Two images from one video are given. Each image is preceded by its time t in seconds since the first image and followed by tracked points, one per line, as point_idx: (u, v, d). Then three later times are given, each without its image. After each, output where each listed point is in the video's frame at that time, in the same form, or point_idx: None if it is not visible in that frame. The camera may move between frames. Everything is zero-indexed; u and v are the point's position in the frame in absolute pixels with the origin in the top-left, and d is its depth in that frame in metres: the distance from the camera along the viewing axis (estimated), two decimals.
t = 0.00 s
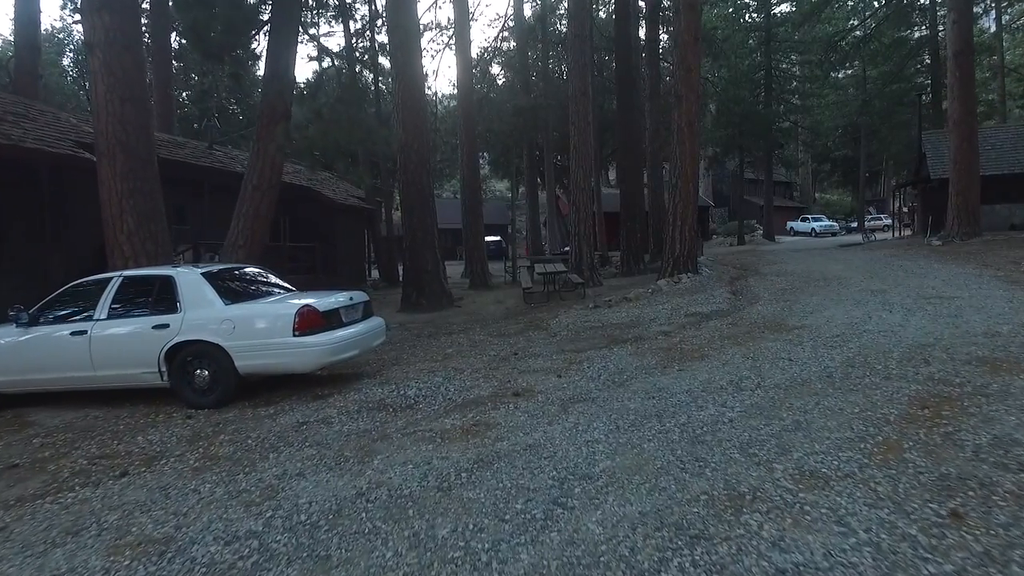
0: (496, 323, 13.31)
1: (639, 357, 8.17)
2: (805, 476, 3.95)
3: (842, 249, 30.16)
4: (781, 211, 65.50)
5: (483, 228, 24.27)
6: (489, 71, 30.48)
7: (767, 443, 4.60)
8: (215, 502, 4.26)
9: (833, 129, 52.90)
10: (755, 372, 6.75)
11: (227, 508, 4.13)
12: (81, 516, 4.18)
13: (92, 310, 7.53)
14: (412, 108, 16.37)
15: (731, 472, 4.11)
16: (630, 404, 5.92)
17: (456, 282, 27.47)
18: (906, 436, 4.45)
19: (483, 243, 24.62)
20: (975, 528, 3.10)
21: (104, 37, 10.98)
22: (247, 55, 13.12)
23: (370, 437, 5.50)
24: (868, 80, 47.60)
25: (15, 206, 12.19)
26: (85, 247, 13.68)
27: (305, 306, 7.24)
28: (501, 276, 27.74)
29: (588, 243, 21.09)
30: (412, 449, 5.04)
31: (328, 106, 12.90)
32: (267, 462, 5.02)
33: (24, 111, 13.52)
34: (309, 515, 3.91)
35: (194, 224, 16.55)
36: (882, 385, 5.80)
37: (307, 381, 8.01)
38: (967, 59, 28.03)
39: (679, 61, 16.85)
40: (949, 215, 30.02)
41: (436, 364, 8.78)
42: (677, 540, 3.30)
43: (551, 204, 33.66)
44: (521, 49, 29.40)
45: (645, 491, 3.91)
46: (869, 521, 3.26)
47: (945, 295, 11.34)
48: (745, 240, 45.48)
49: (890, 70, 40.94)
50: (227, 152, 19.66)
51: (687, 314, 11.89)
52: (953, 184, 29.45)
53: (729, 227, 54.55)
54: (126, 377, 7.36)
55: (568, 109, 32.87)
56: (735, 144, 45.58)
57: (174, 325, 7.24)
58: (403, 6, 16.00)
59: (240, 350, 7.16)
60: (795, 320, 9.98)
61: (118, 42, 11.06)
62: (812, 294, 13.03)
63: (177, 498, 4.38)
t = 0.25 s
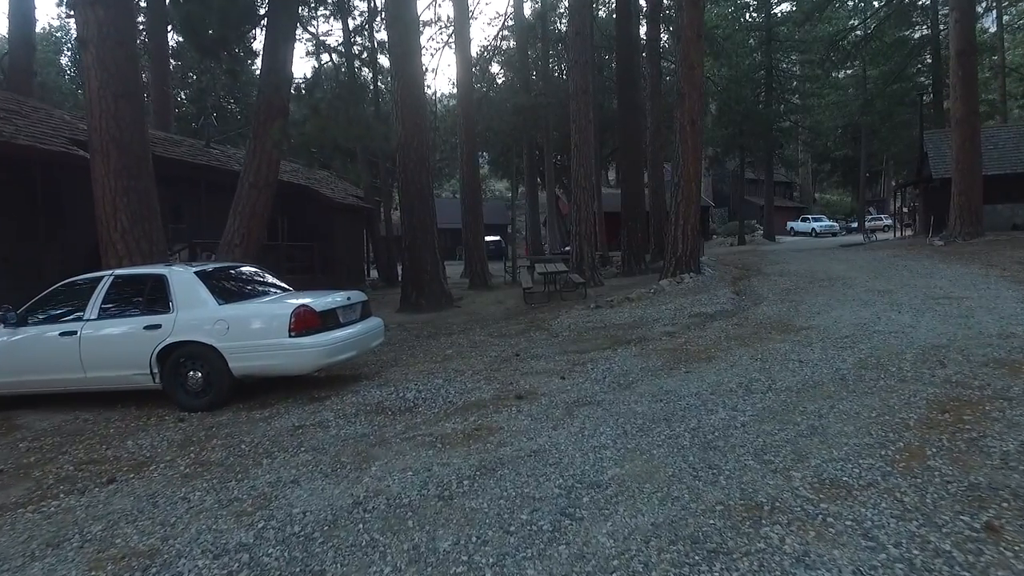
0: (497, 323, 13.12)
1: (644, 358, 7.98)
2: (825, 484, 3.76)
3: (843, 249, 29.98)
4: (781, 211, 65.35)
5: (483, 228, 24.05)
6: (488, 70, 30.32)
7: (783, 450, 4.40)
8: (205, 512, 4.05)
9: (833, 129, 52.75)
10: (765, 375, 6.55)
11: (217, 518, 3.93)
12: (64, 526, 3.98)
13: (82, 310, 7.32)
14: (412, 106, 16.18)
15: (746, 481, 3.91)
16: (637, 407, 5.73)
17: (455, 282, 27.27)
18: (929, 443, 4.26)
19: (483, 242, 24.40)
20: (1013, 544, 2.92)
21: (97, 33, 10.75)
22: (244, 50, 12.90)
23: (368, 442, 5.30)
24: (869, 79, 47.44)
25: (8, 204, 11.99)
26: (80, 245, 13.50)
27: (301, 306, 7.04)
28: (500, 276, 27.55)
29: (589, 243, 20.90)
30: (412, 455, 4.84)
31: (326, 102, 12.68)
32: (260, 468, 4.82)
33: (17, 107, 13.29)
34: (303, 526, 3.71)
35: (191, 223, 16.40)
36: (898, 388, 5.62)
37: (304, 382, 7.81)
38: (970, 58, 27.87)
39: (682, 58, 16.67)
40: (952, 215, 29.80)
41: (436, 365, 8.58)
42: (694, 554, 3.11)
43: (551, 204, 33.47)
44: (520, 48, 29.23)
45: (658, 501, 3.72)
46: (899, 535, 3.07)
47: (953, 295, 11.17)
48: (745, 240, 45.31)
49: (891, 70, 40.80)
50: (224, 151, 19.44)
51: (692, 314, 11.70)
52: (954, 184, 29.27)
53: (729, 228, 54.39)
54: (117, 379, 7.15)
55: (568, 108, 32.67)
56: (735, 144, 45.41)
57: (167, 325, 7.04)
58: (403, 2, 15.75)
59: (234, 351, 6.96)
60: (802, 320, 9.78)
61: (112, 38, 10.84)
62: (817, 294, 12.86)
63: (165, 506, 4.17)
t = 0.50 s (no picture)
0: (498, 323, 13.02)
1: (650, 357, 7.88)
2: (841, 485, 3.65)
3: (845, 249, 29.86)
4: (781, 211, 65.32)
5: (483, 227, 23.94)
6: (488, 69, 30.24)
7: (795, 449, 4.31)
8: (205, 513, 3.95)
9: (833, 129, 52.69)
10: (772, 373, 6.45)
11: (216, 520, 3.82)
12: (59, 529, 3.87)
13: (79, 309, 7.21)
14: (412, 104, 16.09)
15: (759, 482, 3.81)
16: (643, 407, 5.64)
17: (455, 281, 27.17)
18: (946, 443, 4.15)
19: (483, 242, 24.29)
20: None
21: (95, 29, 10.65)
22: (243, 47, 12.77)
23: (370, 441, 5.19)
24: (869, 79, 47.36)
25: (6, 202, 11.90)
26: (79, 244, 13.42)
27: (302, 304, 6.94)
28: (501, 276, 27.45)
29: (590, 242, 20.82)
30: (416, 456, 4.73)
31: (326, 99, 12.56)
32: (260, 469, 4.71)
33: (13, 105, 13.17)
34: (305, 529, 3.60)
35: (190, 222, 16.32)
36: (910, 388, 5.50)
37: (304, 382, 7.70)
38: (970, 57, 27.77)
39: (684, 56, 16.57)
40: (953, 215, 29.68)
41: (438, 364, 8.47)
42: (709, 558, 3.00)
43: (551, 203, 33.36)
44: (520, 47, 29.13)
45: (669, 503, 3.61)
46: (921, 538, 2.97)
47: (957, 294, 11.10)
48: (745, 240, 45.24)
49: (891, 69, 40.71)
50: (223, 149, 19.33)
51: (695, 313, 11.63)
52: (955, 184, 29.14)
53: (729, 227, 54.30)
54: (114, 378, 7.04)
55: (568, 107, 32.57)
56: (735, 143, 45.33)
57: (164, 324, 6.93)
58: None
59: (233, 350, 6.85)
60: (807, 319, 9.67)
61: (111, 34, 10.74)
62: (821, 293, 12.76)
63: (163, 509, 4.06)
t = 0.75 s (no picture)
0: (500, 321, 12.96)
1: (655, 356, 7.83)
2: (855, 484, 3.60)
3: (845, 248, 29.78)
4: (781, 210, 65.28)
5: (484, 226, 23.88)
6: (488, 68, 30.17)
7: (807, 447, 4.27)
8: (210, 512, 3.90)
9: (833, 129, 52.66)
10: (779, 372, 6.41)
11: (221, 519, 3.77)
12: (62, 527, 3.81)
13: (81, 307, 7.16)
14: (413, 102, 16.02)
15: (771, 480, 3.76)
16: (651, 405, 5.59)
17: (456, 281, 27.11)
18: (960, 441, 4.10)
19: (484, 241, 24.24)
20: None
21: (96, 26, 10.59)
22: (244, 44, 12.70)
23: (376, 439, 5.15)
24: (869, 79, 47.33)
25: (6, 201, 11.84)
26: (80, 242, 13.36)
27: (306, 302, 6.89)
28: (501, 275, 27.40)
29: (592, 241, 20.76)
30: (422, 454, 4.67)
31: (328, 96, 12.50)
32: (265, 467, 4.65)
33: (13, 102, 13.10)
34: (312, 528, 3.55)
35: (190, 220, 16.25)
36: (920, 386, 5.45)
37: (307, 380, 7.65)
38: (972, 56, 27.69)
39: (686, 55, 16.52)
40: (954, 214, 29.63)
41: (441, 362, 8.41)
42: (725, 557, 2.96)
43: (551, 203, 33.30)
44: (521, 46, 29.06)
45: (681, 501, 3.57)
46: (940, 537, 2.93)
47: (962, 293, 11.04)
48: (746, 239, 45.21)
49: (892, 69, 40.69)
50: (223, 147, 19.25)
51: (698, 312, 11.58)
52: (957, 184, 29.06)
53: (729, 227, 54.25)
54: (116, 376, 6.99)
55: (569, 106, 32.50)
56: (736, 143, 45.29)
57: (167, 321, 6.87)
58: None
59: (236, 347, 6.80)
60: (812, 318, 9.61)
61: (111, 30, 10.67)
62: (825, 292, 12.71)
63: (167, 507, 4.01)
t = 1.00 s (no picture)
0: (503, 321, 12.88)
1: (661, 356, 7.76)
2: (873, 484, 3.54)
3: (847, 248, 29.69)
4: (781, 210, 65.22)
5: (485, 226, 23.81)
6: (489, 67, 30.09)
7: (822, 447, 4.20)
8: (214, 514, 3.82)
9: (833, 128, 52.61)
10: (788, 371, 6.34)
11: (227, 521, 3.70)
12: (65, 530, 3.74)
13: (81, 306, 7.08)
14: (414, 101, 15.94)
15: (788, 481, 3.69)
16: (660, 405, 5.53)
17: (456, 280, 27.03)
18: (978, 442, 4.03)
19: (485, 241, 24.16)
20: None
21: (95, 23, 10.51)
22: (245, 41, 12.61)
23: (382, 439, 5.08)
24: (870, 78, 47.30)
25: (6, 200, 11.74)
26: (79, 241, 13.27)
27: (309, 301, 6.81)
28: (502, 274, 27.34)
29: (593, 240, 20.68)
30: (429, 455, 4.60)
31: (329, 94, 12.44)
32: (270, 468, 4.58)
33: (12, 100, 13.02)
34: (319, 530, 3.48)
35: (190, 219, 16.17)
36: (932, 386, 5.38)
37: (310, 380, 7.57)
38: (973, 55, 27.61)
39: (689, 53, 16.45)
40: (955, 214, 29.55)
41: (444, 362, 8.33)
42: (744, 561, 2.89)
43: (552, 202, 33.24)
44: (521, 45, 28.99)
45: (696, 502, 3.50)
46: (966, 540, 2.86)
47: (969, 292, 10.96)
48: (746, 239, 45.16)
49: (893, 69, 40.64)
50: (223, 146, 19.15)
51: (703, 311, 11.50)
52: (958, 183, 28.97)
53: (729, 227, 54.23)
54: (117, 376, 6.91)
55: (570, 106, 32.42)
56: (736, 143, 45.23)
57: (168, 320, 6.79)
58: None
59: (238, 347, 6.72)
60: (818, 317, 9.53)
61: (110, 28, 10.59)
62: (829, 292, 12.65)
63: (171, 509, 3.94)
